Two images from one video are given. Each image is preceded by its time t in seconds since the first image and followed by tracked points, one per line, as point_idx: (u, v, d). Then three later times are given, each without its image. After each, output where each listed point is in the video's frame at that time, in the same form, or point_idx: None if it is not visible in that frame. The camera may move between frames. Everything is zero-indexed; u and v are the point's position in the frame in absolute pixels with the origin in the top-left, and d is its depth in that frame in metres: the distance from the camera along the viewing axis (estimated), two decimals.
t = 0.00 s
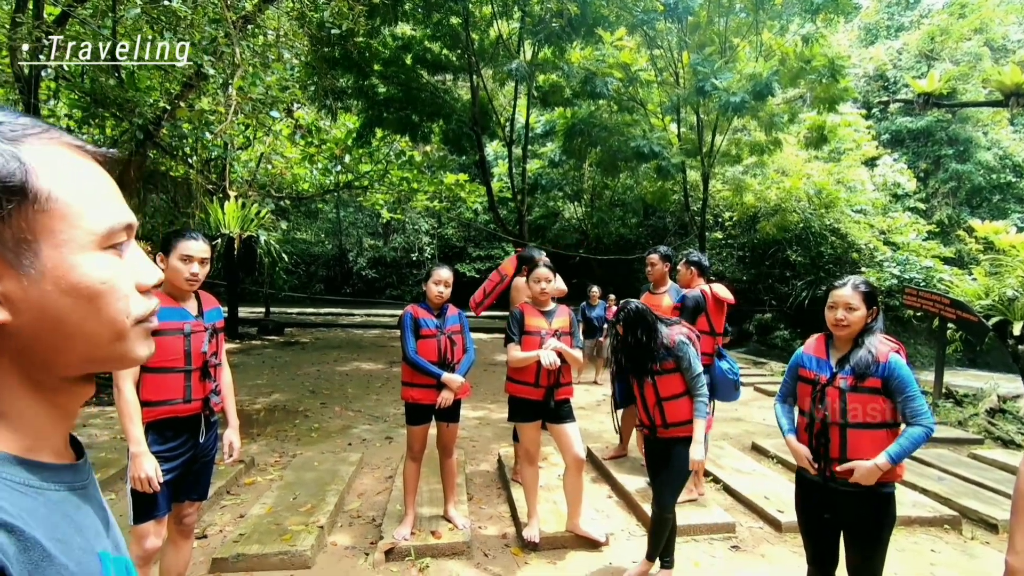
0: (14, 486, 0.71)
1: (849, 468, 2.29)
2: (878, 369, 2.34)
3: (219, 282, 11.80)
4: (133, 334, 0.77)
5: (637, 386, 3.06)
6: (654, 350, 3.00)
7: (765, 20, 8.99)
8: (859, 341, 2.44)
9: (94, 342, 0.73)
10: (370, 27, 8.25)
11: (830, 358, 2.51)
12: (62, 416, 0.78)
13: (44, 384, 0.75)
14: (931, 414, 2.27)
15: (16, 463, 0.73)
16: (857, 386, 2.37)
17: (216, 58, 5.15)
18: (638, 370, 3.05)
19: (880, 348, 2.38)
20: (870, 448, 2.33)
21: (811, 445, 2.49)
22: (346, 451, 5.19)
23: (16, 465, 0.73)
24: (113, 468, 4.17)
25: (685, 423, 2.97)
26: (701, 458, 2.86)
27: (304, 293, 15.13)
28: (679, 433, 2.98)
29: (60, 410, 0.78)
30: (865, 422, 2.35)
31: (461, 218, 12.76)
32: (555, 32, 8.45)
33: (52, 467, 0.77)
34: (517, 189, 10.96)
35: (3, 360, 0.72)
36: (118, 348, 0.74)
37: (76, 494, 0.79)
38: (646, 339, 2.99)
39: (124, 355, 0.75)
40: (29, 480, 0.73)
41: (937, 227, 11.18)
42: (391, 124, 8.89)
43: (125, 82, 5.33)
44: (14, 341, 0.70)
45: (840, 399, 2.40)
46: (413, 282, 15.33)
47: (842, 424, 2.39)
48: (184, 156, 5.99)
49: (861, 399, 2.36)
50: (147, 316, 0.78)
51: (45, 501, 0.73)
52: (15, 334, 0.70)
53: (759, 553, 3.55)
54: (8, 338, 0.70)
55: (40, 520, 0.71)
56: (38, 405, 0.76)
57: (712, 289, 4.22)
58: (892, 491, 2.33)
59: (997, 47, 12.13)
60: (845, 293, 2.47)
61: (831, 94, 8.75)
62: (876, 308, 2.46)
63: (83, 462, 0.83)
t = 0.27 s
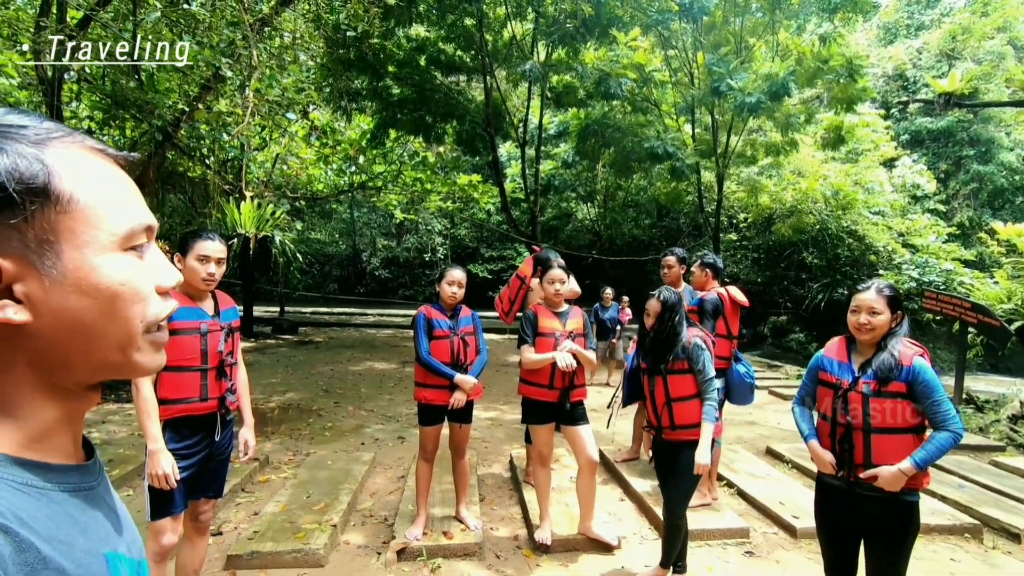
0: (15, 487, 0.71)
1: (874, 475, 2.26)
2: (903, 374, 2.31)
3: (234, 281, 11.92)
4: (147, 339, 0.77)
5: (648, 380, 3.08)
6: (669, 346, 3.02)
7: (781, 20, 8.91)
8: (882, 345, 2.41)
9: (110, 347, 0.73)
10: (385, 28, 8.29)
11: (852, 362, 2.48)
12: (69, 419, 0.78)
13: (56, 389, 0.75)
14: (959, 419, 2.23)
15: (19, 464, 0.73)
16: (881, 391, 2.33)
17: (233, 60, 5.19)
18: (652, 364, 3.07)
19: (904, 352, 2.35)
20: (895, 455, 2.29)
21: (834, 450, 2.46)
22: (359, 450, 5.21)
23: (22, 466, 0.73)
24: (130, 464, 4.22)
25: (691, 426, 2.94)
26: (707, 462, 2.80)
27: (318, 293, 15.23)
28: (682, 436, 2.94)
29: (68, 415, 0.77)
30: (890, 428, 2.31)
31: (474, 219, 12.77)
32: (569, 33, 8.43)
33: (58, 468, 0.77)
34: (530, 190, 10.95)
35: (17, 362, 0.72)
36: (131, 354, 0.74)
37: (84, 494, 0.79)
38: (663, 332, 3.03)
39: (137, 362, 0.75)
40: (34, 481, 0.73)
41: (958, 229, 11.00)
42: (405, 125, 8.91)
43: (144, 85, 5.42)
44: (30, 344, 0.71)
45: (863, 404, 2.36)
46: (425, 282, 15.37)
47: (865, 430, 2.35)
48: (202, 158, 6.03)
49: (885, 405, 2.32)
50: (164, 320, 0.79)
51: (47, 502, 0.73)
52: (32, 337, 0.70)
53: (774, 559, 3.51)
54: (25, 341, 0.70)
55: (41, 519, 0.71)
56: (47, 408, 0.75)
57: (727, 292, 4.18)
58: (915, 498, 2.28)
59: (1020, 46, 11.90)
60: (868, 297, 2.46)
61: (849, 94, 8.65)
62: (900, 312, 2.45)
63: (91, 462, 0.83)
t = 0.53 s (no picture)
0: (39, 497, 0.69)
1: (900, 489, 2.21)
2: (931, 385, 2.28)
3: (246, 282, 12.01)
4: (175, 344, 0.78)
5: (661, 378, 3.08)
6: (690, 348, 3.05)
7: (795, 22, 8.86)
8: (907, 354, 2.39)
9: (149, 348, 0.74)
10: (396, 32, 8.33)
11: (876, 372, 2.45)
12: (91, 423, 0.77)
13: (87, 391, 0.74)
14: (988, 432, 2.21)
15: (44, 473, 0.71)
16: (908, 402, 2.29)
17: (247, 63, 5.22)
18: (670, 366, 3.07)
19: (932, 362, 2.32)
20: (922, 467, 2.25)
21: (858, 463, 2.42)
22: (369, 452, 5.22)
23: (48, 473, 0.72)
24: (144, 463, 4.25)
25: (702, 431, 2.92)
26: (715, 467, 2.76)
27: (329, 294, 15.28)
28: (692, 441, 2.92)
29: (92, 417, 0.77)
30: (917, 440, 2.28)
31: (484, 221, 12.78)
32: (580, 36, 8.45)
33: (79, 477, 0.75)
34: (540, 192, 10.94)
35: (54, 364, 0.72)
36: (167, 356, 0.76)
37: (104, 505, 0.78)
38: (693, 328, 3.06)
39: (170, 365, 0.77)
40: (58, 491, 0.71)
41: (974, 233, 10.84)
42: (415, 128, 8.92)
43: (159, 89, 5.49)
44: (70, 347, 0.70)
45: (889, 415, 2.32)
46: (435, 284, 15.40)
47: (892, 441, 2.32)
48: (215, 160, 6.06)
49: (912, 416, 2.28)
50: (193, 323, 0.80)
51: (70, 514, 0.71)
52: (75, 339, 0.70)
53: (786, 567, 3.47)
54: (64, 343, 0.70)
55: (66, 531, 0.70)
56: (71, 412, 0.75)
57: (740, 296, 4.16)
58: (941, 511, 2.25)
59: None
60: (893, 304, 2.43)
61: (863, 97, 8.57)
62: (926, 319, 2.42)
63: (108, 472, 0.82)
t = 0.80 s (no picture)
0: (70, 517, 0.68)
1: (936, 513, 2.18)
2: (965, 402, 2.26)
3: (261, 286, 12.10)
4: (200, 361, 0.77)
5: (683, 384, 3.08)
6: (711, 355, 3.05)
7: (809, 25, 8.81)
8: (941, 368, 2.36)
9: (173, 365, 0.73)
10: (409, 39, 8.40)
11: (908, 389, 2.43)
12: (117, 439, 0.77)
13: (109, 408, 0.74)
14: None
15: (74, 492, 0.71)
16: (941, 421, 2.28)
17: (264, 72, 5.28)
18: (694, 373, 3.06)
19: (966, 378, 2.30)
20: (957, 489, 2.24)
21: (890, 483, 2.40)
22: (383, 457, 5.21)
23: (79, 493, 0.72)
24: (160, 467, 4.28)
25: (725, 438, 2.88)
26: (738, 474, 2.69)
27: (342, 298, 15.35)
28: (715, 448, 2.89)
29: (116, 431, 0.76)
30: (951, 460, 2.26)
31: (496, 226, 12.79)
32: (593, 41, 8.47)
33: (105, 496, 0.75)
34: (553, 197, 10.94)
35: (78, 383, 0.71)
36: (191, 373, 0.75)
37: (129, 523, 0.78)
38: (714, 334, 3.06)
39: (195, 383, 0.76)
40: (88, 510, 0.71)
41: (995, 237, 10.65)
42: (428, 133, 8.95)
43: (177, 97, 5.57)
44: (93, 365, 0.70)
45: (922, 434, 2.31)
46: (448, 289, 15.42)
47: (924, 461, 2.30)
48: (231, 166, 6.11)
49: (945, 435, 2.26)
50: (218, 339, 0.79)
51: (99, 534, 0.71)
52: (99, 357, 0.70)
53: None
54: (87, 362, 0.70)
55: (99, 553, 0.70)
56: (96, 428, 0.74)
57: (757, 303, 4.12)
58: (981, 531, 2.21)
59: None
60: (926, 315, 2.40)
61: (879, 100, 8.48)
62: (960, 331, 2.39)
63: (132, 489, 0.82)
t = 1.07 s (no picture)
0: (103, 520, 0.72)
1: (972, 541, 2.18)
2: (993, 411, 2.25)
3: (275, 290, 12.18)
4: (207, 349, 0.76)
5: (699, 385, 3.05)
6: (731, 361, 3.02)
7: (824, 25, 8.76)
8: (970, 375, 2.36)
9: (176, 359, 0.73)
10: (422, 43, 8.44)
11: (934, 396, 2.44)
12: (143, 442, 0.80)
13: (129, 410, 0.76)
14: None
15: (107, 496, 0.75)
16: (966, 430, 2.28)
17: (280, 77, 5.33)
18: (716, 376, 3.01)
19: (994, 386, 2.29)
20: (985, 499, 2.23)
21: (914, 492, 2.41)
22: (395, 460, 5.21)
23: (109, 495, 0.75)
24: (176, 469, 4.31)
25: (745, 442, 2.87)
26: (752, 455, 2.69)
27: (354, 302, 15.42)
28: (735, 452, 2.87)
29: (140, 433, 0.79)
30: (977, 470, 2.26)
31: (507, 229, 12.80)
32: (605, 44, 8.46)
33: (136, 501, 0.79)
34: (565, 200, 10.90)
35: (87, 388, 0.73)
36: (199, 364, 0.75)
37: (157, 529, 0.81)
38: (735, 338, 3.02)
39: (205, 374, 0.75)
40: (120, 514, 0.75)
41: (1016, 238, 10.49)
42: (440, 137, 8.98)
43: (195, 103, 5.67)
44: (98, 367, 0.72)
45: (947, 443, 2.32)
46: (459, 292, 15.45)
47: (950, 472, 2.30)
48: (246, 170, 6.15)
49: (971, 444, 2.27)
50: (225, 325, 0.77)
51: (129, 539, 0.75)
52: (102, 359, 0.71)
53: None
54: (92, 364, 0.72)
55: (127, 558, 0.73)
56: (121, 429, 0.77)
57: (773, 306, 4.09)
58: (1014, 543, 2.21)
59: None
60: (952, 320, 2.40)
61: (896, 100, 8.38)
62: (990, 337, 2.38)
63: (163, 494, 0.85)
